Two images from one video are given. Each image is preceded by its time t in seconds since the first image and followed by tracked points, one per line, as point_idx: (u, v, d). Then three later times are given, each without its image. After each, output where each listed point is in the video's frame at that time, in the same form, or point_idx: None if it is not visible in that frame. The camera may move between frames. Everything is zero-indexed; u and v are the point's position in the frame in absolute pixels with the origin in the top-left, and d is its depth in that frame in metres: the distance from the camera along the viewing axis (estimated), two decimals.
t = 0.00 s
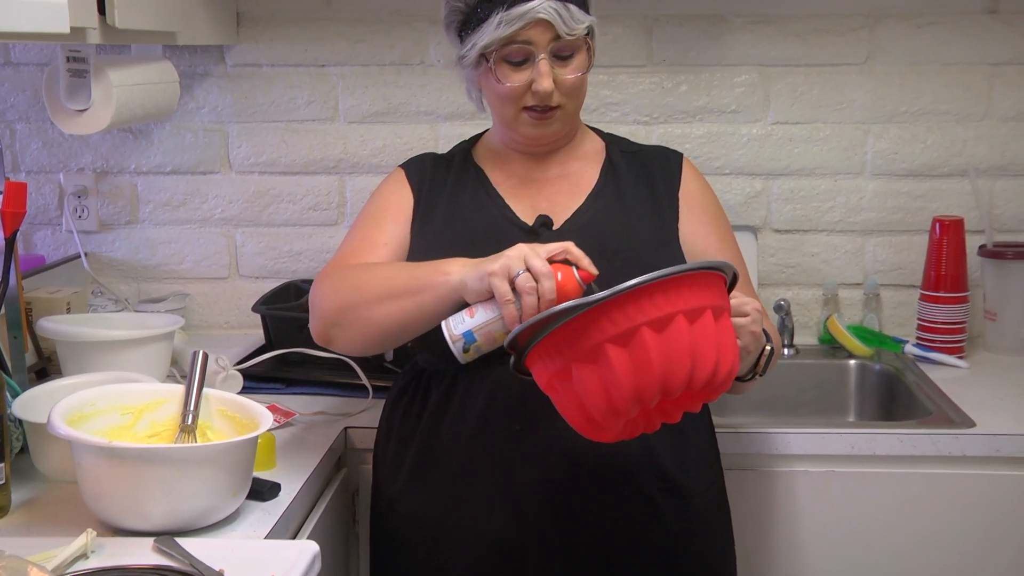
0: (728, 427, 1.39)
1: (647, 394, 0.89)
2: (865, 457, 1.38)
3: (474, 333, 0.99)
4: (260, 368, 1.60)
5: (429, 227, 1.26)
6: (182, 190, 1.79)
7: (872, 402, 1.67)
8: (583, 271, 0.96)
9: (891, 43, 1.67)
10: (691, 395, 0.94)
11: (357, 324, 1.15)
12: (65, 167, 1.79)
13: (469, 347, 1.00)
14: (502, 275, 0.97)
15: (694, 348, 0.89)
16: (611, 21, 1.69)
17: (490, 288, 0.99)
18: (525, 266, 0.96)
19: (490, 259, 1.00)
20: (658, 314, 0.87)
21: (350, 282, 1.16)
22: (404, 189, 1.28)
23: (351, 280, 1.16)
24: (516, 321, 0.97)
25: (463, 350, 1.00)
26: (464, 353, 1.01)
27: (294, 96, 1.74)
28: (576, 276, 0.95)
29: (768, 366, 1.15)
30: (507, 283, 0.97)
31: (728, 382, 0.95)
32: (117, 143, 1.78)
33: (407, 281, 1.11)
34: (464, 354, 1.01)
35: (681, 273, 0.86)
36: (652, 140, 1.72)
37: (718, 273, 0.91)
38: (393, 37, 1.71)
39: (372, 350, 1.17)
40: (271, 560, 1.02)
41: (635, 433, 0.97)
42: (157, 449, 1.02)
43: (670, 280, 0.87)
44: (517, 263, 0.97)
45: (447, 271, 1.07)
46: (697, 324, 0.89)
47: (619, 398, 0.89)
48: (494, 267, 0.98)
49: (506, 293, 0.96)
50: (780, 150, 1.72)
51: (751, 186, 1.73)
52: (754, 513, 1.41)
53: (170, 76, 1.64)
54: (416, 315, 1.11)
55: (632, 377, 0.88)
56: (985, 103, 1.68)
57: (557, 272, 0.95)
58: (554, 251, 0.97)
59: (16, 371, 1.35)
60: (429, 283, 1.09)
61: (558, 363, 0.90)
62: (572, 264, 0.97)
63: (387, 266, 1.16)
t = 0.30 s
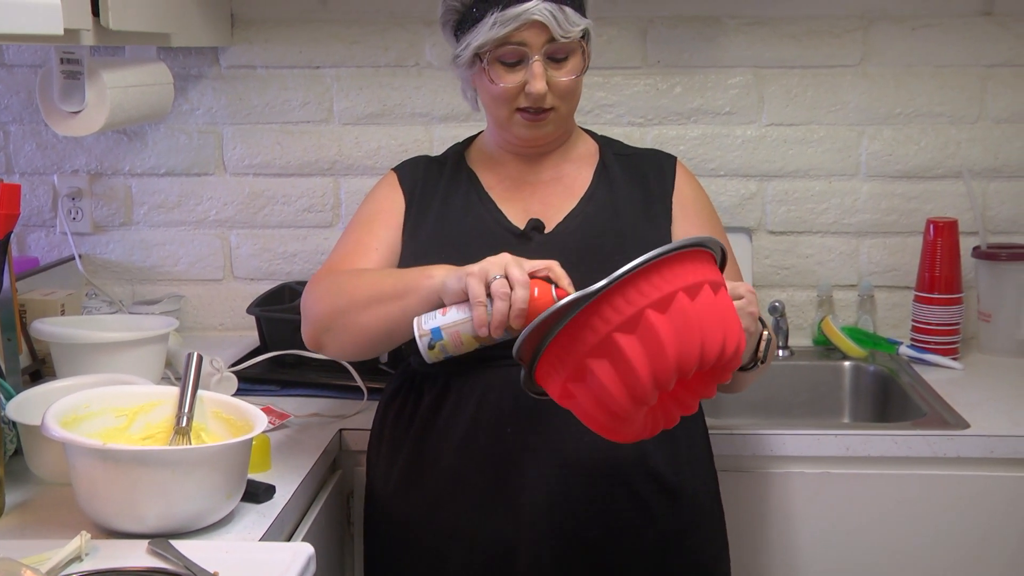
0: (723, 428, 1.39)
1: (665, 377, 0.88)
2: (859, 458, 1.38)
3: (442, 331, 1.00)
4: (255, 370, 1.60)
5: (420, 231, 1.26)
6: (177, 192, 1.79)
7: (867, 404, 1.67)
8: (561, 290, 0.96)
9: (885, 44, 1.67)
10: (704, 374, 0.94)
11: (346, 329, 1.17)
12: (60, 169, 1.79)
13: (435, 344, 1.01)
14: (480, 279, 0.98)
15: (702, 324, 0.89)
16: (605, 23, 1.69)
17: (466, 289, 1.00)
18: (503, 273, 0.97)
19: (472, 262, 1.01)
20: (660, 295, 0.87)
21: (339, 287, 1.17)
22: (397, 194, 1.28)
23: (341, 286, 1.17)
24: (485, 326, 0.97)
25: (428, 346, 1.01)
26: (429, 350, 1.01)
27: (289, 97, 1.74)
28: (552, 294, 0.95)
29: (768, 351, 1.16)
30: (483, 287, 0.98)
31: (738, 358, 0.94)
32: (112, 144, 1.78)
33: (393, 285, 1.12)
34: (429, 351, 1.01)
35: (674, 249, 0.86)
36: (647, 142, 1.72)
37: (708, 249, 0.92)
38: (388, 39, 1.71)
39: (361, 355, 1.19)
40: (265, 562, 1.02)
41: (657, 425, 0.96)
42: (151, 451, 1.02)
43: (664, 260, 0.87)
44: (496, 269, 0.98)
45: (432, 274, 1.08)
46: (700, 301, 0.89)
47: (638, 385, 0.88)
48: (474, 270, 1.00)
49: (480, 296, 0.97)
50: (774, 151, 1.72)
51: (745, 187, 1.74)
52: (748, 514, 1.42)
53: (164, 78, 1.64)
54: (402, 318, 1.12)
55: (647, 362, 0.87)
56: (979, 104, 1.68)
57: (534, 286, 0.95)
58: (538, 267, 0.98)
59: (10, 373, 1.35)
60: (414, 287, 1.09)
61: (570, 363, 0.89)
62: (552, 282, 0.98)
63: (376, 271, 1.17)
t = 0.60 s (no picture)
0: (723, 432, 1.39)
1: (668, 377, 0.88)
2: (859, 462, 1.38)
3: (429, 320, 0.97)
4: (256, 373, 1.60)
5: (421, 234, 1.26)
6: (177, 195, 1.79)
7: (868, 407, 1.67)
8: (551, 290, 0.96)
9: (885, 48, 1.67)
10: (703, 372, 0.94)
11: (347, 334, 1.16)
12: (60, 173, 1.79)
13: (420, 334, 0.98)
14: (472, 272, 0.98)
15: (700, 322, 0.89)
16: (606, 27, 1.69)
17: (457, 283, 0.99)
18: (496, 268, 0.98)
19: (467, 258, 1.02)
20: (658, 296, 0.86)
21: (340, 292, 1.17)
22: (396, 199, 1.28)
23: (341, 291, 1.17)
24: (471, 316, 0.96)
25: (414, 336, 0.98)
26: (415, 340, 0.98)
27: (289, 101, 1.74)
28: (541, 293, 0.96)
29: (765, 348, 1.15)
30: (474, 279, 0.98)
31: (737, 354, 0.95)
32: (112, 148, 1.78)
33: (394, 289, 1.12)
34: (415, 342, 0.98)
35: (669, 250, 0.85)
36: (647, 145, 1.72)
37: (700, 246, 0.92)
38: (388, 42, 1.71)
39: (362, 360, 1.18)
40: (266, 565, 1.02)
41: (661, 426, 0.95)
42: (151, 455, 1.02)
43: (660, 261, 0.87)
44: (489, 263, 0.98)
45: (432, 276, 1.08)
46: (697, 299, 0.89)
47: (642, 387, 0.88)
48: (467, 262, 1.00)
49: (470, 286, 0.97)
50: (774, 155, 1.72)
51: (745, 191, 1.74)
52: (748, 517, 1.42)
53: (164, 81, 1.64)
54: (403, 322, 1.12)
55: (648, 363, 0.87)
56: (979, 108, 1.68)
57: (524, 283, 0.96)
58: (532, 270, 0.99)
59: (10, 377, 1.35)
60: (415, 289, 1.09)
61: (572, 370, 0.89)
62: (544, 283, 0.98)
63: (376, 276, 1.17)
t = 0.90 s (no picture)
0: (722, 435, 1.39)
1: (665, 388, 0.89)
2: (859, 465, 1.38)
3: (428, 312, 0.98)
4: (254, 377, 1.60)
5: (421, 237, 1.26)
6: (176, 199, 1.79)
7: (867, 411, 1.67)
8: (550, 275, 0.95)
9: (884, 52, 1.67)
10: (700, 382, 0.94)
11: (349, 337, 1.16)
12: (59, 176, 1.79)
13: (420, 327, 0.99)
14: (470, 262, 0.98)
15: (697, 334, 0.89)
16: (604, 30, 1.69)
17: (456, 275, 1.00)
18: (494, 257, 0.98)
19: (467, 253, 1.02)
20: (656, 308, 0.87)
21: (341, 295, 1.18)
22: (395, 201, 1.28)
23: (343, 294, 1.17)
24: (469, 302, 0.96)
25: (414, 329, 0.99)
26: (415, 333, 0.99)
27: (287, 104, 1.74)
28: (540, 277, 0.95)
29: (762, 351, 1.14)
30: (472, 269, 0.98)
31: (734, 364, 0.95)
32: (111, 151, 1.78)
33: (395, 291, 1.12)
34: (415, 336, 0.99)
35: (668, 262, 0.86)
36: (646, 149, 1.72)
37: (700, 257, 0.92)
38: (387, 46, 1.71)
39: (364, 363, 1.18)
40: (264, 569, 1.02)
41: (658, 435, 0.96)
42: (150, 458, 1.02)
43: (659, 272, 0.87)
44: (487, 254, 0.98)
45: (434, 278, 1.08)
46: (694, 310, 0.89)
47: (638, 398, 0.88)
48: (466, 254, 1.00)
49: (468, 275, 0.97)
50: (773, 158, 1.72)
51: (744, 195, 1.74)
52: (747, 521, 1.41)
53: (163, 84, 1.64)
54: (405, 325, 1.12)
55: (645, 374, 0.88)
56: (977, 111, 1.68)
57: (522, 269, 0.95)
58: (531, 259, 0.98)
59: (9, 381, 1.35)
60: (417, 291, 1.09)
61: (570, 379, 0.89)
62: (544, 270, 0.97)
63: (377, 279, 1.17)
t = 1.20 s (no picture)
0: (718, 434, 1.39)
1: (652, 417, 0.90)
2: (855, 464, 1.38)
3: (432, 311, 0.99)
4: (251, 377, 1.60)
5: (420, 237, 1.26)
6: (172, 199, 1.79)
7: (863, 410, 1.67)
8: (551, 260, 0.95)
9: (880, 52, 1.68)
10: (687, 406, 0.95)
11: (349, 339, 1.16)
12: (55, 176, 1.79)
13: (427, 327, 0.99)
14: (471, 257, 0.99)
15: (687, 364, 0.90)
16: (601, 30, 1.69)
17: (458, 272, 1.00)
18: (494, 250, 0.98)
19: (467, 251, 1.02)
20: (648, 339, 0.87)
21: (341, 297, 1.18)
22: (394, 203, 1.28)
23: (342, 296, 1.17)
24: (473, 295, 0.96)
25: (421, 330, 0.99)
26: (422, 333, 0.99)
27: (284, 104, 1.74)
28: (541, 264, 0.95)
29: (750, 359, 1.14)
30: (473, 263, 0.98)
31: (720, 387, 0.96)
32: (107, 151, 1.78)
33: (395, 293, 1.12)
34: (422, 336, 0.99)
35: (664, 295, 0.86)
36: (642, 148, 1.73)
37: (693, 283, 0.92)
38: (383, 45, 1.71)
39: (364, 365, 1.18)
40: (260, 569, 1.01)
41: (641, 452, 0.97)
42: (146, 459, 1.02)
43: (653, 303, 0.87)
44: (486, 248, 0.99)
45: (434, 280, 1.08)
46: (685, 339, 0.90)
47: (626, 426, 0.89)
48: (465, 251, 1.00)
49: (469, 269, 0.97)
50: (769, 158, 1.72)
51: (741, 194, 1.74)
52: (743, 521, 1.42)
53: (159, 84, 1.63)
54: (404, 326, 1.12)
55: (634, 403, 0.89)
56: (973, 111, 1.69)
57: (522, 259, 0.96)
58: (531, 248, 0.98)
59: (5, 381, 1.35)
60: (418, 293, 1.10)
61: (560, 404, 0.89)
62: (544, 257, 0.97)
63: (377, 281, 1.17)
